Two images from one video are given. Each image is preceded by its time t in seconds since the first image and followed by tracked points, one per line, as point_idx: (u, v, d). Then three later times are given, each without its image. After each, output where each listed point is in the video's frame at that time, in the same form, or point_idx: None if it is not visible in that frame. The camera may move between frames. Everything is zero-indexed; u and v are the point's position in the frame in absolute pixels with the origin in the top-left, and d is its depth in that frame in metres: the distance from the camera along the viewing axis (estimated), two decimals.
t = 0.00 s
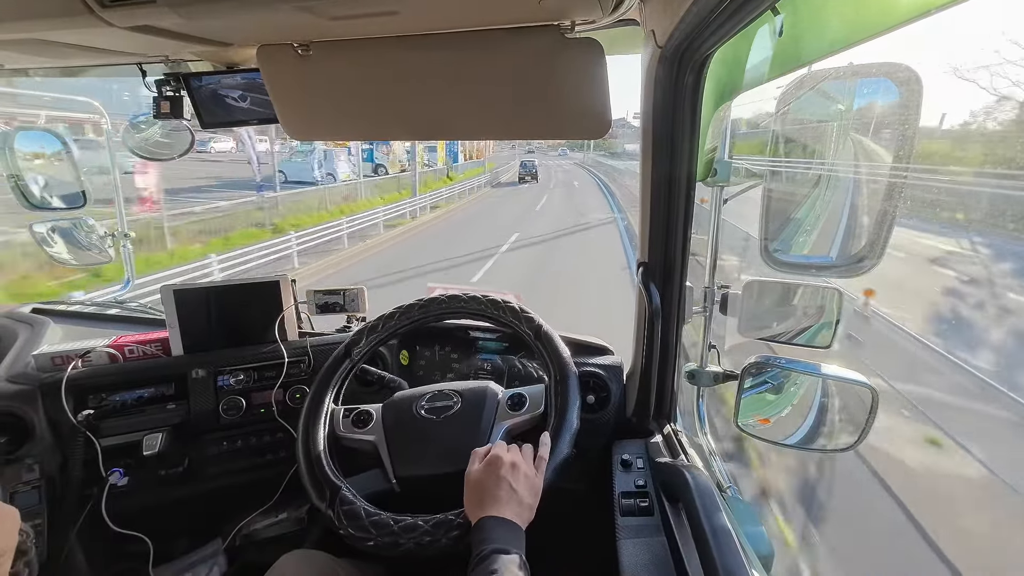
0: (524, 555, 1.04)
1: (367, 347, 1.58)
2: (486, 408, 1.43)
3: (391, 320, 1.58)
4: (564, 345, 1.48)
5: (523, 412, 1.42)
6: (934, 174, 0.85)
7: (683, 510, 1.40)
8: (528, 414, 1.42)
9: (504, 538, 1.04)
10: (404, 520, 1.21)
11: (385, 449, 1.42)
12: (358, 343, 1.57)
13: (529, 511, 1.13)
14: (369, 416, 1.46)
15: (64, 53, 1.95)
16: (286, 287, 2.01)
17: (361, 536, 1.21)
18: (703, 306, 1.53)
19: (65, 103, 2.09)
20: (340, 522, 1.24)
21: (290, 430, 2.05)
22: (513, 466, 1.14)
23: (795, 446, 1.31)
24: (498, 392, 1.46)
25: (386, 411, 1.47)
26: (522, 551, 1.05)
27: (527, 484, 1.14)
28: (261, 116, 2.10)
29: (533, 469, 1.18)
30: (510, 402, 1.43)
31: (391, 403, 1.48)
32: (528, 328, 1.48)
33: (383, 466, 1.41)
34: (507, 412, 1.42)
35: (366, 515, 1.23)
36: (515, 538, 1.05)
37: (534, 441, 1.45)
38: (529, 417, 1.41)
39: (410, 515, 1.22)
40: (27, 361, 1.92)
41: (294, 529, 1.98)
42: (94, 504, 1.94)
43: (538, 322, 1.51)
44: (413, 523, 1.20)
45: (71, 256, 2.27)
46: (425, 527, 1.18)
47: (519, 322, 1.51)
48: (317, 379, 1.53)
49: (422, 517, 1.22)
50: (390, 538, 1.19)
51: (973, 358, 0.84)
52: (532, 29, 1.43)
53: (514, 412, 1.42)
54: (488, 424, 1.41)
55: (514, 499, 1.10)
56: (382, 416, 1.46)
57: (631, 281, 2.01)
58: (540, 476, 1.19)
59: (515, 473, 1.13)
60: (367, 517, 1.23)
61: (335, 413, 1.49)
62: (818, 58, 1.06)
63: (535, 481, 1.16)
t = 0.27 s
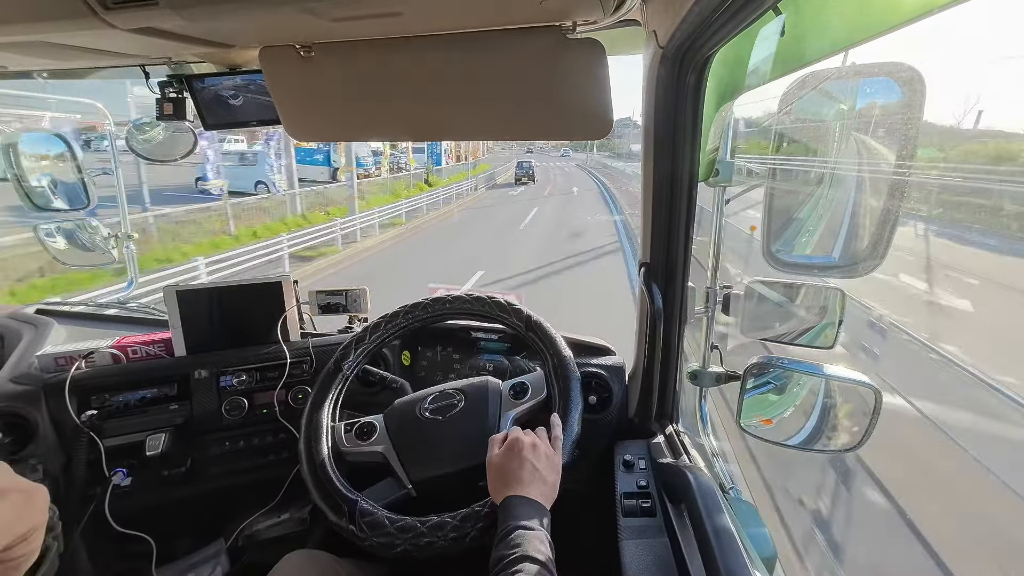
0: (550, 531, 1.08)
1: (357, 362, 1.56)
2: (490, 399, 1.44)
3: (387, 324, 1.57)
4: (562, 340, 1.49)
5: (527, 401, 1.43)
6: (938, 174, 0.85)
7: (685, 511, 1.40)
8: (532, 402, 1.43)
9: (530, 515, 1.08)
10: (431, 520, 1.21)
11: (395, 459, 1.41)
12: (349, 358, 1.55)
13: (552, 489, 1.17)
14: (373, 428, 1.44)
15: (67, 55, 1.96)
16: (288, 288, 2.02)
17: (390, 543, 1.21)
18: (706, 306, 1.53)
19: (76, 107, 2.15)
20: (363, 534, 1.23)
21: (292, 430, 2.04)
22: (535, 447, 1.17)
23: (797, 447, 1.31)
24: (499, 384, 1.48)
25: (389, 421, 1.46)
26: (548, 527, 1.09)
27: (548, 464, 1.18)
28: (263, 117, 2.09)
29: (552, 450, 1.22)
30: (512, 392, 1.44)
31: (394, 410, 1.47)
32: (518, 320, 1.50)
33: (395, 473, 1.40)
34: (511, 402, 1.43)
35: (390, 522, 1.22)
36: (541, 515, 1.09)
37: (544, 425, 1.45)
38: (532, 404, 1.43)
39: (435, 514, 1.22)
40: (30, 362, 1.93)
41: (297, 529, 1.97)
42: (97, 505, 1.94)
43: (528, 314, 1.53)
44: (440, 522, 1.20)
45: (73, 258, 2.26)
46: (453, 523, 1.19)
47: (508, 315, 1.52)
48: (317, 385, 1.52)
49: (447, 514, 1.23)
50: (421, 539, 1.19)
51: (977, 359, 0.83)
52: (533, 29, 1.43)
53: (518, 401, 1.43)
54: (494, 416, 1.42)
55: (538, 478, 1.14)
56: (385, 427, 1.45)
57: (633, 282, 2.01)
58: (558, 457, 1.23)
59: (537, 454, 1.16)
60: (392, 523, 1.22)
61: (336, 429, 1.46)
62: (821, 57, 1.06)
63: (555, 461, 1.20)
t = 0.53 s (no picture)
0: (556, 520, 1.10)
1: (353, 365, 1.55)
2: (490, 394, 1.45)
3: (385, 324, 1.57)
4: (559, 335, 1.50)
5: (526, 395, 1.44)
6: (938, 174, 0.85)
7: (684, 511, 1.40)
8: (532, 396, 1.44)
9: (536, 503, 1.10)
10: (438, 518, 1.21)
11: (397, 460, 1.40)
12: (344, 362, 1.54)
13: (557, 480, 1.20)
14: (373, 429, 1.44)
15: (67, 52, 1.95)
16: (288, 286, 2.00)
17: (398, 542, 1.21)
18: (705, 306, 1.53)
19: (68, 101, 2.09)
20: (370, 535, 1.23)
21: (292, 428, 2.05)
22: (539, 439, 1.20)
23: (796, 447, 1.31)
24: (497, 379, 1.48)
25: (389, 419, 1.46)
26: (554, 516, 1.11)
27: (553, 456, 1.20)
28: (263, 116, 2.09)
29: (556, 443, 1.24)
30: (511, 387, 1.45)
31: (394, 409, 1.47)
32: (513, 316, 1.51)
33: (399, 474, 1.39)
34: (511, 397, 1.44)
35: (397, 522, 1.22)
36: (547, 504, 1.11)
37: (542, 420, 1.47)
38: (531, 398, 1.44)
39: (442, 511, 1.22)
40: (30, 360, 1.93)
41: (296, 528, 1.97)
42: (96, 503, 1.95)
43: (523, 310, 1.54)
44: (448, 518, 1.20)
45: (71, 256, 2.24)
46: (461, 519, 1.19)
47: (503, 312, 1.53)
48: (316, 384, 1.52)
49: (454, 511, 1.23)
50: (429, 537, 1.19)
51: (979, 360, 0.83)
52: (534, 28, 1.43)
53: (517, 395, 1.44)
54: (495, 413, 1.42)
55: (543, 469, 1.16)
56: (385, 426, 1.45)
57: (633, 282, 2.00)
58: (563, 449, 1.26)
59: (541, 445, 1.19)
60: (399, 523, 1.22)
61: (336, 433, 1.45)
62: (820, 57, 1.06)
63: (559, 453, 1.23)
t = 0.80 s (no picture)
0: (564, 509, 1.10)
1: (349, 373, 1.54)
2: (490, 393, 1.44)
3: (384, 325, 1.57)
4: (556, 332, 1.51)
5: (526, 391, 1.45)
6: (937, 174, 0.85)
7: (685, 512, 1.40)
8: (531, 390, 1.45)
9: (544, 493, 1.10)
10: (449, 517, 1.21)
11: (401, 463, 1.39)
12: (340, 369, 1.53)
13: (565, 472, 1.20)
14: (375, 436, 1.43)
15: (68, 55, 1.95)
16: (288, 288, 2.00)
17: (411, 544, 1.20)
18: (705, 307, 1.53)
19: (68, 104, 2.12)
20: (382, 539, 1.22)
21: (291, 430, 2.04)
22: (544, 431, 1.21)
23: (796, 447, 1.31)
24: (497, 378, 1.49)
25: (388, 423, 1.47)
26: (562, 506, 1.10)
27: (559, 448, 1.21)
28: (263, 117, 2.09)
29: (562, 435, 1.25)
30: (510, 384, 1.45)
31: (393, 415, 1.47)
32: (507, 315, 1.52)
33: (404, 477, 1.38)
34: (511, 393, 1.45)
35: (408, 525, 1.21)
36: (555, 493, 1.11)
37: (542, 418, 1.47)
38: (531, 394, 1.45)
39: (453, 511, 1.22)
40: (29, 362, 1.93)
41: (296, 530, 1.96)
42: (96, 505, 1.95)
43: (516, 308, 1.54)
44: (459, 517, 1.20)
45: (72, 257, 2.27)
46: (473, 516, 1.20)
47: (495, 311, 1.53)
48: (317, 386, 1.52)
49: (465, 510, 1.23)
50: (442, 536, 1.19)
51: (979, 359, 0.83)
52: (532, 30, 1.43)
53: (517, 392, 1.45)
54: (496, 413, 1.42)
55: (550, 460, 1.17)
56: (386, 430, 1.45)
57: (633, 283, 2.00)
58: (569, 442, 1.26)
59: (546, 437, 1.20)
60: (410, 525, 1.21)
61: (336, 443, 1.42)
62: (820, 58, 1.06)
63: (565, 445, 1.23)
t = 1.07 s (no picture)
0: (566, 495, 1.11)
1: (344, 378, 1.53)
2: (489, 391, 1.46)
3: (381, 326, 1.57)
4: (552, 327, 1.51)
5: (523, 385, 1.47)
6: (934, 173, 0.85)
7: (683, 510, 1.40)
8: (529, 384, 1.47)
9: (547, 480, 1.11)
10: (457, 512, 1.21)
11: (404, 463, 1.39)
12: (335, 375, 1.51)
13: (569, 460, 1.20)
14: (376, 438, 1.42)
15: (63, 52, 1.94)
16: (285, 286, 1.99)
17: (421, 542, 1.20)
18: (703, 305, 1.54)
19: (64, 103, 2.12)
20: (390, 539, 1.22)
21: (290, 429, 2.04)
22: (546, 420, 1.22)
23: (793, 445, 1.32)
24: (494, 373, 1.50)
25: (388, 423, 1.46)
26: (564, 494, 1.11)
27: (562, 437, 1.22)
28: (261, 115, 2.08)
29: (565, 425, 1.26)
30: (508, 378, 1.47)
31: (392, 415, 1.47)
32: (500, 311, 1.52)
33: (409, 479, 1.38)
34: (508, 387, 1.47)
35: (415, 523, 1.21)
36: (559, 481, 1.12)
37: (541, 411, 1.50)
38: (528, 386, 1.47)
39: (460, 506, 1.23)
40: (26, 361, 1.93)
41: (295, 529, 1.96)
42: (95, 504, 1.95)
43: (509, 304, 1.55)
44: (467, 511, 1.21)
45: (66, 256, 2.25)
46: (480, 510, 1.20)
47: (487, 309, 1.53)
48: (314, 385, 1.51)
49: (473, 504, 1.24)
50: (450, 532, 1.20)
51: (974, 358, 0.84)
52: (530, 27, 1.43)
53: (515, 385, 1.47)
54: (496, 408, 1.44)
55: (553, 449, 1.18)
56: (385, 430, 1.45)
57: (631, 281, 2.00)
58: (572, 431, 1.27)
59: (549, 427, 1.21)
60: (418, 523, 1.21)
61: (336, 450, 1.40)
62: (819, 56, 1.07)
63: (568, 433, 1.24)
